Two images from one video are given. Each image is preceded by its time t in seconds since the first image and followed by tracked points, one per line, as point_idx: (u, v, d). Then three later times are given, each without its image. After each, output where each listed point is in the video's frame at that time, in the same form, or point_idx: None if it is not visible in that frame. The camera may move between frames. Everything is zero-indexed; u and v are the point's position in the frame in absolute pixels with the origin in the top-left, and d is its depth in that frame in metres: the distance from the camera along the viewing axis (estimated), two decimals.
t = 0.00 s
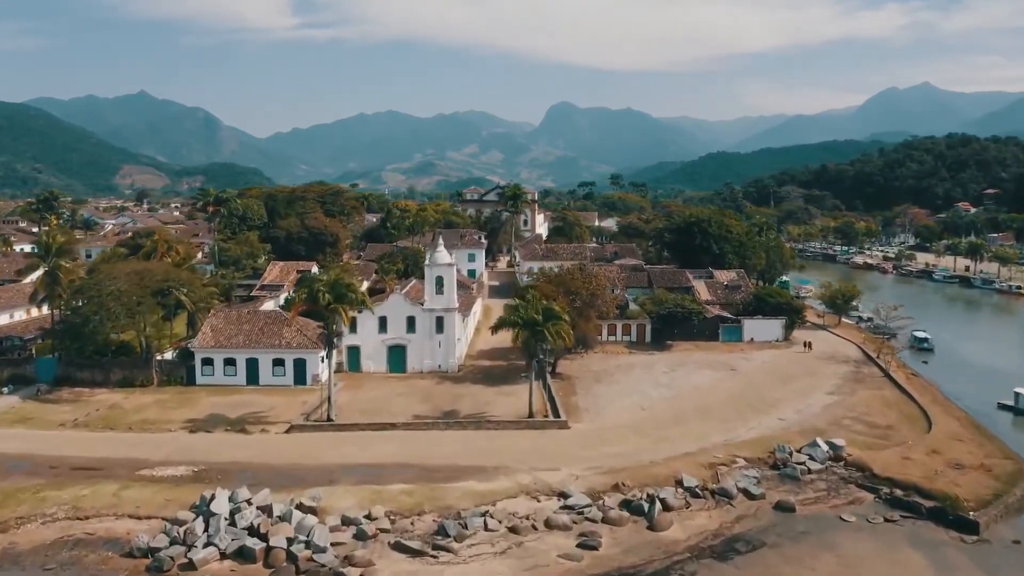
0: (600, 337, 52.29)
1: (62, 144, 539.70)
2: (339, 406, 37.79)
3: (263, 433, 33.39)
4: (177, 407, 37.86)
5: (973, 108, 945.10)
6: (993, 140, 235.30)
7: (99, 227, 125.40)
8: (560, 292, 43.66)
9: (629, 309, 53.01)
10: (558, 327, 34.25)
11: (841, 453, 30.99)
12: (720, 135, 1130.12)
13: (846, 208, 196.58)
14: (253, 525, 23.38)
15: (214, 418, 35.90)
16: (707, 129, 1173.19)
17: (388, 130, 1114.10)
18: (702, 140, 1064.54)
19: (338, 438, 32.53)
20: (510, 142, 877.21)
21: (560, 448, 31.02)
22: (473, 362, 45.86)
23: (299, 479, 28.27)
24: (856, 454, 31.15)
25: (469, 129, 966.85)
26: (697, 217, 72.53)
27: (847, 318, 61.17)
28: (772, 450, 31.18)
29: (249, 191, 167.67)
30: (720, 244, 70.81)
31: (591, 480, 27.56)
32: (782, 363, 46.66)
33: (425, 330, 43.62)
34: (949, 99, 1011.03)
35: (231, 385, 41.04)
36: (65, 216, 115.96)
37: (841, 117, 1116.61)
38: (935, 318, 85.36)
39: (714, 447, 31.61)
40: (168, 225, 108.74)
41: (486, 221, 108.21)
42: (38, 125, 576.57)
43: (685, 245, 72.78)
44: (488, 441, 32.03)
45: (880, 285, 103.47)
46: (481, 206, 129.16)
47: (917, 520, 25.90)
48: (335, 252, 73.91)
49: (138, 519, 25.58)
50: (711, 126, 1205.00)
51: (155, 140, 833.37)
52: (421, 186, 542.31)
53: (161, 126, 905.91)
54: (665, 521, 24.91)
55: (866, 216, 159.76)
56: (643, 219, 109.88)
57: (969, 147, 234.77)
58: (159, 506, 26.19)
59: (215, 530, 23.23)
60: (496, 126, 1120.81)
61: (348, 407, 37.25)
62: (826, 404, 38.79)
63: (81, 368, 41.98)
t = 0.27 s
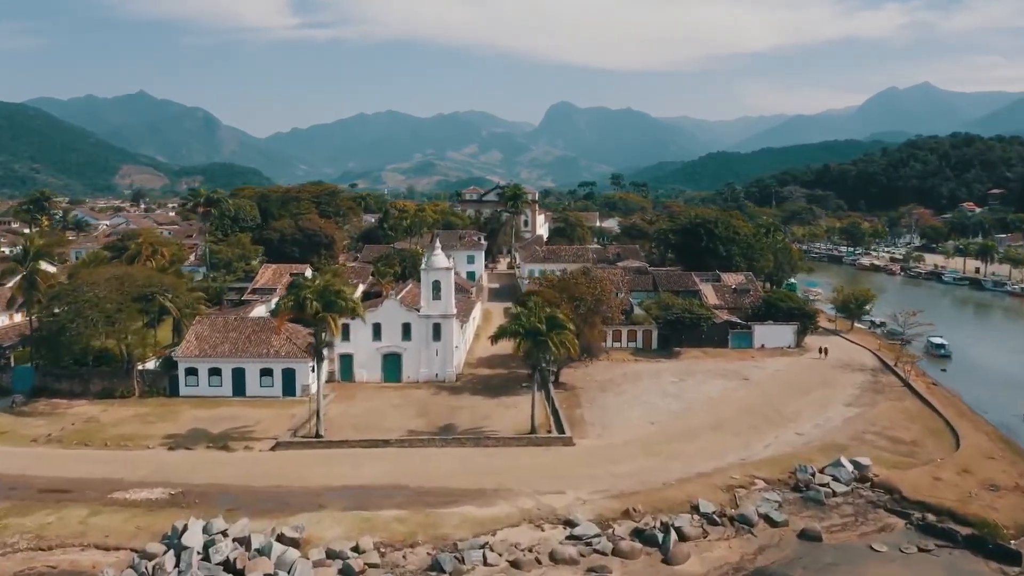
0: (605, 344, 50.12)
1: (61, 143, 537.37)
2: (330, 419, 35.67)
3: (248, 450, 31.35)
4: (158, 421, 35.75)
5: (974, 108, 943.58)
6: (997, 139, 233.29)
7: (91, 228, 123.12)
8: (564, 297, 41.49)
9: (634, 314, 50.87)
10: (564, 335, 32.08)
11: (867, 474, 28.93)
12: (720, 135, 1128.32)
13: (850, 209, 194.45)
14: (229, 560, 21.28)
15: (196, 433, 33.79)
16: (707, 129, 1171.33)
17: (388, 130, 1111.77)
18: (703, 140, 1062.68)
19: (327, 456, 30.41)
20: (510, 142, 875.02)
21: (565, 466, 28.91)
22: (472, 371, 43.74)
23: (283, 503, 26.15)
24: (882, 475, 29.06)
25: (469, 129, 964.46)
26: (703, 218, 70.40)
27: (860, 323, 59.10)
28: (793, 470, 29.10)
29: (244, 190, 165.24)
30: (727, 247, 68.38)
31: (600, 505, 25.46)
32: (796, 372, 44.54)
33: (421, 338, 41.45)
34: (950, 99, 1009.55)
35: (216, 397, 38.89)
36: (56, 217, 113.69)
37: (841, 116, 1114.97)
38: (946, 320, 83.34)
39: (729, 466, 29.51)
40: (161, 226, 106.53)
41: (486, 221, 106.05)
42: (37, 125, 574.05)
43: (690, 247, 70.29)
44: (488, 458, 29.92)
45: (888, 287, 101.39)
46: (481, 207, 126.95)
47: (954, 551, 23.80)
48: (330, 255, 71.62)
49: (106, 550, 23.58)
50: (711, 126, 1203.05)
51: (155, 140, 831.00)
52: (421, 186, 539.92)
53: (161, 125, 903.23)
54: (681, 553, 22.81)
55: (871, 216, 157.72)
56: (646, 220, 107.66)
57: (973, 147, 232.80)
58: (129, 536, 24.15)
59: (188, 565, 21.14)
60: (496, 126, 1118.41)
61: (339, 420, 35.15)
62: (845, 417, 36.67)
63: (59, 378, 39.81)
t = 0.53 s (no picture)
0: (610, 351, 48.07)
1: (59, 143, 534.88)
2: (320, 434, 33.65)
3: (231, 469, 29.34)
4: (137, 436, 33.73)
5: (975, 108, 942.05)
6: (1001, 138, 231.35)
7: (83, 229, 120.89)
8: (568, 303, 39.44)
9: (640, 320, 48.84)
10: (571, 347, 29.73)
11: (895, 497, 26.91)
12: (721, 135, 1126.43)
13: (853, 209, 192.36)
14: None
15: (177, 450, 31.78)
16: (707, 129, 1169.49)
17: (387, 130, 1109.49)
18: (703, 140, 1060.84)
19: (315, 477, 28.37)
20: (510, 142, 872.80)
21: (570, 487, 26.88)
22: (470, 380, 41.71)
23: (265, 530, 24.12)
24: (911, 497, 27.04)
25: (469, 129, 962.38)
26: (710, 219, 68.34)
27: (873, 329, 57.12)
28: (815, 492, 27.08)
29: (240, 190, 162.86)
30: (735, 249, 66.22)
31: (609, 534, 23.44)
32: (810, 382, 42.52)
33: (417, 346, 39.38)
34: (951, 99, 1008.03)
35: (201, 410, 36.85)
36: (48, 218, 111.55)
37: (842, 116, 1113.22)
38: (958, 324, 81.27)
39: (747, 487, 27.50)
40: (153, 228, 104.32)
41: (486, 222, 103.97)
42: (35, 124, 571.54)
43: (697, 249, 68.10)
44: (488, 479, 27.88)
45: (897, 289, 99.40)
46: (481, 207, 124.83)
47: None
48: (325, 257, 69.39)
49: None
50: (712, 126, 1201.14)
51: (154, 140, 828.27)
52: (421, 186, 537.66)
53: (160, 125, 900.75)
54: None
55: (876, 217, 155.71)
56: (648, 221, 105.50)
57: (977, 146, 230.80)
58: (95, 569, 22.14)
59: None
60: (496, 126, 1116.24)
61: (329, 435, 33.14)
62: (865, 432, 34.64)
63: (35, 389, 37.77)
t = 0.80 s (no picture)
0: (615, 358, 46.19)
1: (58, 142, 532.63)
2: (309, 447, 31.83)
3: (213, 488, 27.57)
4: (116, 450, 31.94)
5: (975, 108, 940.37)
6: (1005, 138, 229.43)
7: (75, 229, 118.83)
8: (572, 309, 37.64)
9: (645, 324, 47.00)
10: (575, 357, 27.92)
11: (923, 519, 25.15)
12: (721, 134, 1124.79)
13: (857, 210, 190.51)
14: None
15: (157, 466, 29.98)
16: (708, 129, 1167.74)
17: (387, 130, 1107.45)
18: (703, 140, 1059.05)
19: (302, 497, 26.56)
20: (510, 142, 870.79)
21: (576, 509, 25.09)
22: (469, 389, 39.90)
23: (246, 558, 22.33)
24: (941, 520, 25.24)
25: (469, 129, 960.55)
26: (716, 219, 66.43)
27: (885, 333, 55.29)
28: (838, 515, 25.29)
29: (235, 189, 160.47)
30: (741, 250, 63.94)
31: (618, 563, 21.66)
32: (824, 391, 40.76)
33: (413, 353, 37.56)
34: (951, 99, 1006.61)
35: (186, 421, 35.16)
36: (41, 218, 109.67)
37: (843, 117, 1111.54)
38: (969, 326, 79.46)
39: (765, 509, 25.67)
40: (146, 229, 102.28)
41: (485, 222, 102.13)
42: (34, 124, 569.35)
43: (702, 251, 65.97)
44: (487, 499, 26.08)
45: (904, 291, 97.61)
46: (480, 208, 122.97)
47: None
48: (321, 259, 68.08)
49: None
50: (712, 126, 1199.23)
51: (153, 140, 825.96)
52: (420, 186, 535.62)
53: (159, 125, 898.20)
54: None
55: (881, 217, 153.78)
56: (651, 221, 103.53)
57: (981, 146, 229.00)
58: None
59: None
60: (496, 126, 1114.22)
61: (320, 449, 31.35)
62: (885, 446, 32.85)
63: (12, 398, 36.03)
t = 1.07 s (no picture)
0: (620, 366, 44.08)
1: (56, 142, 530.03)
2: (295, 465, 29.74)
3: (189, 512, 25.54)
4: (89, 468, 29.87)
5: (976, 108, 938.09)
6: (1009, 137, 227.30)
7: (66, 231, 116.50)
8: (575, 315, 35.59)
9: (652, 330, 44.91)
10: (581, 372, 25.78)
11: (960, 548, 23.07)
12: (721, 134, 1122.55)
13: (860, 210, 188.33)
14: None
15: (130, 487, 27.91)
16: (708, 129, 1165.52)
17: (386, 130, 1105.13)
18: (703, 140, 1056.97)
19: (284, 522, 24.49)
20: (509, 142, 868.45)
21: (581, 538, 23.03)
22: (467, 400, 37.81)
23: None
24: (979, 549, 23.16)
25: (468, 129, 958.31)
26: (723, 220, 64.29)
27: (900, 338, 53.21)
28: (866, 543, 23.23)
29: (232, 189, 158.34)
30: (749, 251, 61.82)
31: None
32: (841, 402, 38.70)
33: (408, 362, 35.48)
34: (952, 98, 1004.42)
35: (166, 435, 33.22)
36: (32, 218, 107.56)
37: (843, 116, 1109.21)
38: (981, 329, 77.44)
39: (787, 536, 23.62)
40: (137, 230, 99.96)
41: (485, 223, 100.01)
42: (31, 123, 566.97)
43: (709, 252, 63.83)
44: (485, 526, 24.01)
45: (912, 293, 95.50)
46: (480, 208, 120.84)
47: None
48: (314, 260, 66.03)
49: None
50: (712, 126, 1196.89)
51: (153, 139, 823.35)
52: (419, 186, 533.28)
53: (158, 125, 895.89)
54: None
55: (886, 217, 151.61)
56: (654, 222, 101.39)
57: (985, 145, 226.71)
58: None
59: None
60: (496, 126, 1111.89)
61: (306, 468, 29.31)
62: (911, 463, 30.78)
63: None
